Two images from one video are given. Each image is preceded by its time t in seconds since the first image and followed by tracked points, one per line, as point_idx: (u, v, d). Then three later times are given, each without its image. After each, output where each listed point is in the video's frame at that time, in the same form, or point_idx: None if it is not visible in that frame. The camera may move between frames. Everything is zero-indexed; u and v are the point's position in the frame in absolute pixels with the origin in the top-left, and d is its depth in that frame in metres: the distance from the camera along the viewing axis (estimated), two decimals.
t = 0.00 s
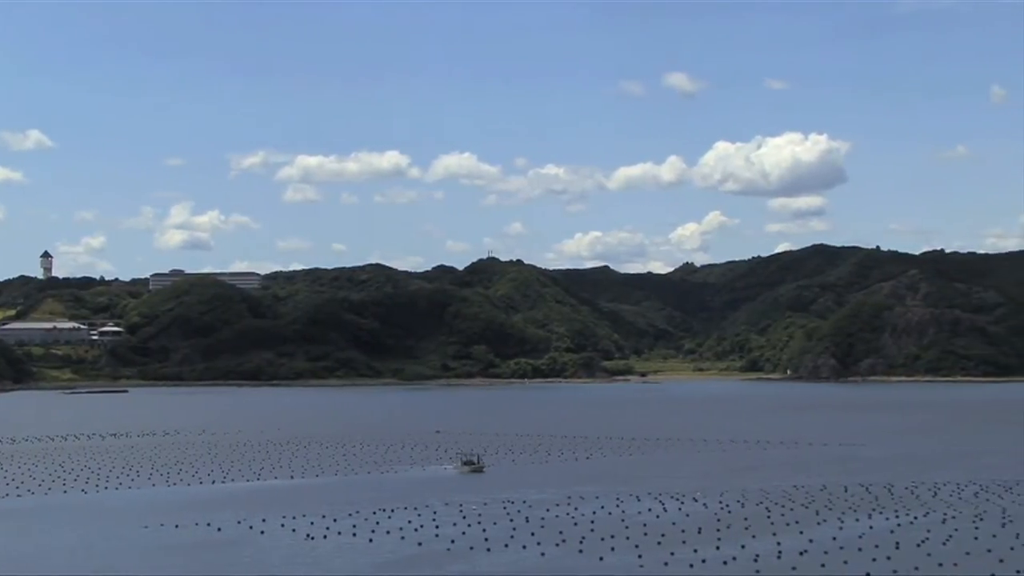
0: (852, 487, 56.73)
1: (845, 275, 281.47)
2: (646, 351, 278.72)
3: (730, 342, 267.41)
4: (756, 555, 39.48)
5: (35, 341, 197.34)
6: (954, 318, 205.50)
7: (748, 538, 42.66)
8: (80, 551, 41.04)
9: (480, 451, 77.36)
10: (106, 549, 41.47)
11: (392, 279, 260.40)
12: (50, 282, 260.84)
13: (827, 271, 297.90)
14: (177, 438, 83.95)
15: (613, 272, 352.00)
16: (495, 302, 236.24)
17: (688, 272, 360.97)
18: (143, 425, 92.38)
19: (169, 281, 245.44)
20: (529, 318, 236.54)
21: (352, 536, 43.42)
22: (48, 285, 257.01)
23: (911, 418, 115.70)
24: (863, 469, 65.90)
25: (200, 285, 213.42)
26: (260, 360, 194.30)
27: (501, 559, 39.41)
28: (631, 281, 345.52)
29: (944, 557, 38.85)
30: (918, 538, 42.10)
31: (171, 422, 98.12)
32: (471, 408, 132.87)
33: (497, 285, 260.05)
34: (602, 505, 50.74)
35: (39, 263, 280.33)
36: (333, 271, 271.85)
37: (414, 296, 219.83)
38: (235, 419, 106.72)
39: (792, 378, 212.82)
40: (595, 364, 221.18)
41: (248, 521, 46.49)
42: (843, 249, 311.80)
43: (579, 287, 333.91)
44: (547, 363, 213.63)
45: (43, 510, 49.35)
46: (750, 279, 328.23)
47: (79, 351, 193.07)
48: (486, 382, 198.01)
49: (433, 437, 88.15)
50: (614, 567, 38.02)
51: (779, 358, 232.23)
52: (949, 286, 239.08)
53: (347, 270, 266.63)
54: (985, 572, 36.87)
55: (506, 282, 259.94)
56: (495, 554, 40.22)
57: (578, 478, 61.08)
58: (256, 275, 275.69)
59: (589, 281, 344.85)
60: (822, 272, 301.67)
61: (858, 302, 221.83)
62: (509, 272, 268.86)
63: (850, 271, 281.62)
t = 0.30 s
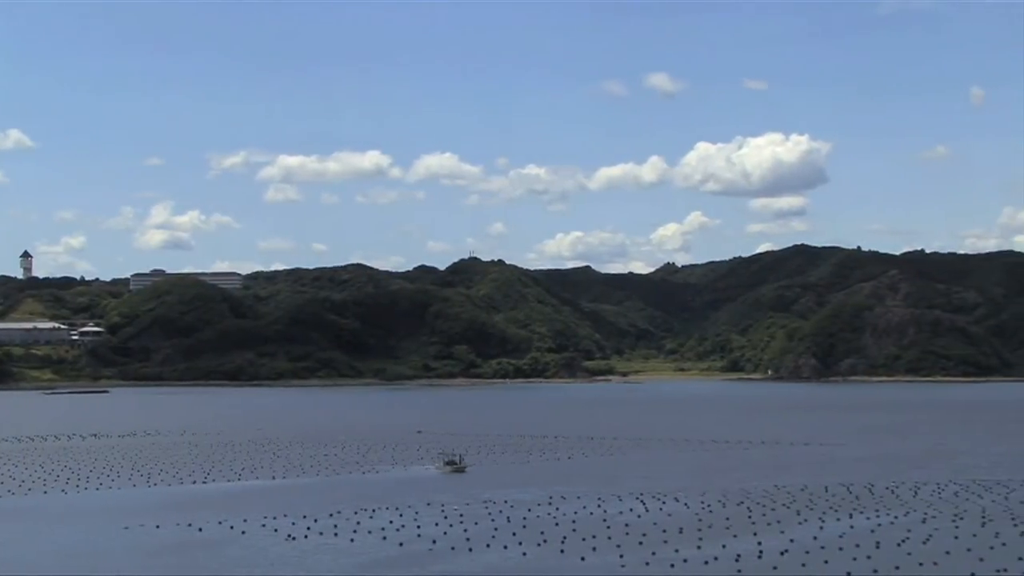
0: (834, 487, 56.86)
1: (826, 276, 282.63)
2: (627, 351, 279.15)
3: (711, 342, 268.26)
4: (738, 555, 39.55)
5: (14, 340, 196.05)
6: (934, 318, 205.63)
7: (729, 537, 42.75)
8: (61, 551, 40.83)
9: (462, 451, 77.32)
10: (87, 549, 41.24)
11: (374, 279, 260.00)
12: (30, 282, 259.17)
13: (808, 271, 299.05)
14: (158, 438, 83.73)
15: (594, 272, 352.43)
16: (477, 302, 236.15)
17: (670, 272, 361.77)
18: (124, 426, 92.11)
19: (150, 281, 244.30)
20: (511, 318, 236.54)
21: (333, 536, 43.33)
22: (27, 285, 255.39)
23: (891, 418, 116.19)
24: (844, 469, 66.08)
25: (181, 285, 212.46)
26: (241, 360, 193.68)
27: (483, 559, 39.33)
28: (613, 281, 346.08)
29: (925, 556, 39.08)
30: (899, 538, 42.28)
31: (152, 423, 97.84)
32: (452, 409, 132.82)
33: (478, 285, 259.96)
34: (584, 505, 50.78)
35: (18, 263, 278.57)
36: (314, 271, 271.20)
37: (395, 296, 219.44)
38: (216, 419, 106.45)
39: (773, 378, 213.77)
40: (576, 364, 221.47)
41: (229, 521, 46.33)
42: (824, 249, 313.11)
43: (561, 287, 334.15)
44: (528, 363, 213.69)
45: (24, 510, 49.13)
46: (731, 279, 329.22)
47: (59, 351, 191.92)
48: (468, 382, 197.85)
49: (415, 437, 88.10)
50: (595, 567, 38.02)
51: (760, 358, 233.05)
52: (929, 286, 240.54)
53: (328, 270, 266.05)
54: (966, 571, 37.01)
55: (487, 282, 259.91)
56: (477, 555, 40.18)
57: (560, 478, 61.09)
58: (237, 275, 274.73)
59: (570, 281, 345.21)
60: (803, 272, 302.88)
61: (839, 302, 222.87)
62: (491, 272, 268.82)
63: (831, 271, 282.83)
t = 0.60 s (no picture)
0: (816, 487, 57.00)
1: (809, 276, 283.69)
2: (610, 351, 279.42)
3: (694, 342, 268.99)
4: (721, 555, 39.59)
5: None
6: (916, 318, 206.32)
7: (711, 537, 42.84)
8: (44, 552, 40.72)
9: (444, 452, 77.29)
10: (71, 548, 41.07)
11: (356, 279, 259.61)
12: (11, 282, 257.52)
13: (790, 271, 300.04)
14: (141, 438, 83.51)
15: (577, 272, 352.76)
16: (460, 302, 236.00)
17: (653, 272, 362.46)
18: (107, 426, 91.79)
19: (132, 281, 243.22)
20: (494, 318, 236.52)
21: (317, 536, 43.26)
22: (8, 285, 253.78)
23: (873, 418, 116.67)
24: (828, 469, 66.19)
25: (163, 285, 211.50)
26: (224, 360, 192.99)
27: (466, 559, 39.30)
28: (596, 282, 346.54)
29: (906, 556, 39.23)
30: (881, 537, 42.51)
31: (134, 423, 97.55)
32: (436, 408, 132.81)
33: (462, 285, 259.85)
34: (567, 505, 50.81)
35: None
36: (297, 271, 270.53)
37: (378, 296, 219.08)
38: (199, 419, 106.19)
39: (756, 378, 214.69)
40: (559, 364, 221.67)
41: (213, 521, 46.20)
42: (806, 250, 314.32)
43: (544, 287, 334.34)
44: (512, 363, 213.71)
45: (5, 510, 48.92)
46: (714, 279, 330.13)
47: (41, 351, 190.79)
48: (451, 382, 197.64)
49: (398, 437, 88.06)
50: (579, 567, 38.02)
51: (743, 358, 233.72)
52: (911, 286, 241.66)
53: (311, 270, 265.46)
54: (946, 571, 37.16)
55: (470, 282, 259.82)
56: (460, 555, 40.15)
57: (542, 478, 61.13)
58: (219, 275, 273.76)
59: (553, 282, 345.41)
60: (786, 272, 303.98)
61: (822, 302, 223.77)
62: (474, 272, 268.75)
63: (813, 272, 283.87)
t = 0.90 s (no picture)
0: (797, 487, 57.09)
1: (789, 276, 284.54)
2: (591, 351, 279.73)
3: (675, 342, 269.73)
4: (701, 555, 39.64)
5: None
6: (896, 318, 207.56)
7: (692, 537, 42.88)
8: (23, 552, 40.43)
9: (425, 451, 77.17)
10: (49, 549, 40.82)
11: (338, 279, 259.02)
12: None
13: (771, 271, 301.10)
14: (122, 438, 83.10)
15: (559, 273, 353.07)
16: (441, 302, 235.62)
17: (634, 272, 363.15)
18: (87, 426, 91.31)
19: (112, 281, 241.89)
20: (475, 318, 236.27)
21: (299, 536, 43.10)
22: None
23: (853, 418, 116.98)
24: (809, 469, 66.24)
25: (144, 285, 210.36)
26: (204, 360, 192.11)
27: (448, 559, 39.22)
28: (577, 282, 346.76)
29: (886, 555, 39.36)
30: (861, 536, 42.71)
31: (113, 423, 97.09)
32: (417, 408, 132.62)
33: (443, 285, 259.56)
34: (547, 505, 50.77)
35: None
36: (278, 271, 269.69)
37: (359, 296, 218.57)
38: (180, 420, 105.74)
39: (737, 378, 215.53)
40: (541, 364, 221.62)
41: (193, 522, 45.97)
42: (787, 250, 315.41)
43: (526, 287, 334.47)
44: (493, 363, 213.50)
45: None
46: (695, 279, 330.94)
47: (20, 351, 189.43)
48: (432, 382, 197.41)
49: (380, 437, 87.84)
50: (559, 567, 38.01)
51: (724, 358, 234.39)
52: (891, 286, 242.90)
53: (292, 270, 264.67)
54: (925, 570, 37.25)
55: (452, 282, 259.61)
56: (442, 555, 40.07)
57: (524, 478, 61.04)
58: (199, 275, 272.60)
59: (535, 282, 345.55)
60: (767, 272, 304.92)
61: (803, 302, 224.58)
62: (456, 272, 268.50)
63: (794, 272, 284.94)
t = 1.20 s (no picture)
0: (778, 487, 57.25)
1: (770, 276, 285.59)
2: (573, 351, 280.16)
3: (657, 342, 270.58)
4: (682, 555, 39.73)
5: None
6: (877, 318, 208.73)
7: (674, 537, 42.98)
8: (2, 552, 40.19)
9: (408, 452, 77.18)
10: (29, 550, 40.63)
11: (320, 279, 258.54)
12: None
13: (753, 271, 302.20)
14: (103, 438, 82.90)
15: (541, 273, 353.47)
16: (423, 302, 235.34)
17: (616, 272, 363.85)
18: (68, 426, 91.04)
19: (93, 281, 240.71)
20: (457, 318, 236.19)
21: (280, 537, 42.99)
22: None
23: (834, 418, 117.45)
24: (791, 469, 66.47)
25: (125, 285, 209.37)
26: (185, 360, 191.39)
27: (429, 559, 39.25)
28: (559, 282, 347.31)
29: (866, 555, 39.51)
30: (842, 536, 42.88)
31: (94, 423, 96.76)
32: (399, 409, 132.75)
33: (425, 285, 259.38)
34: (530, 505, 50.81)
35: None
36: (259, 271, 269.01)
37: (341, 296, 218.11)
38: (162, 420, 105.52)
39: (719, 378, 216.36)
40: (522, 364, 221.90)
41: (174, 522, 45.82)
42: (768, 250, 316.61)
43: (508, 287, 334.68)
44: (475, 363, 213.50)
45: None
46: (677, 279, 331.85)
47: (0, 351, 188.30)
48: (413, 383, 197.24)
49: (361, 437, 87.80)
50: (542, 567, 38.03)
51: (706, 358, 235.17)
52: (872, 287, 244.19)
53: (274, 270, 264.02)
54: (906, 570, 37.34)
55: (434, 282, 259.44)
56: (424, 555, 40.08)
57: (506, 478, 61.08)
58: (181, 275, 271.67)
59: (517, 282, 345.83)
60: (749, 272, 306.04)
61: (785, 302, 225.48)
62: (438, 272, 268.35)
63: (775, 272, 286.06)
